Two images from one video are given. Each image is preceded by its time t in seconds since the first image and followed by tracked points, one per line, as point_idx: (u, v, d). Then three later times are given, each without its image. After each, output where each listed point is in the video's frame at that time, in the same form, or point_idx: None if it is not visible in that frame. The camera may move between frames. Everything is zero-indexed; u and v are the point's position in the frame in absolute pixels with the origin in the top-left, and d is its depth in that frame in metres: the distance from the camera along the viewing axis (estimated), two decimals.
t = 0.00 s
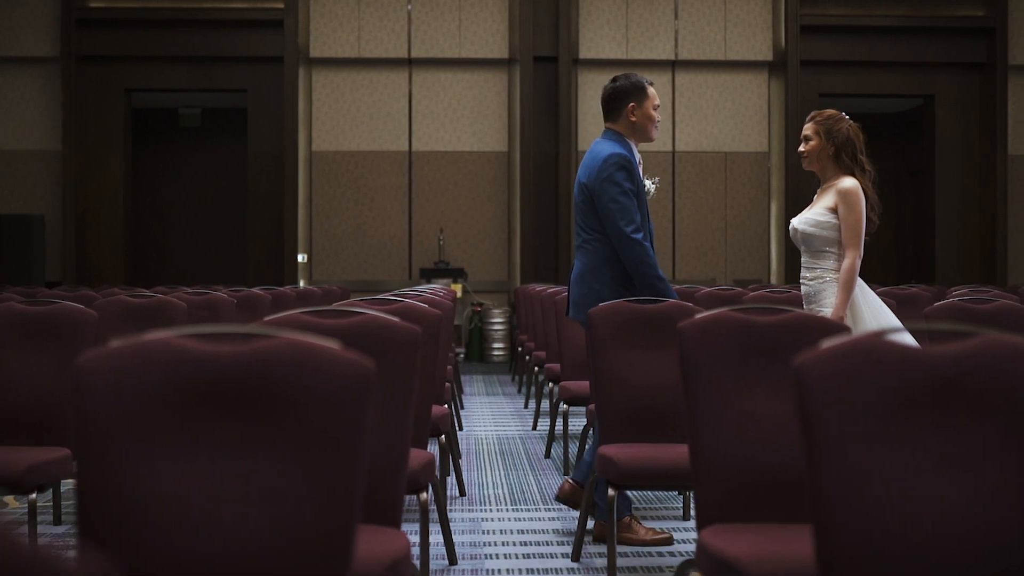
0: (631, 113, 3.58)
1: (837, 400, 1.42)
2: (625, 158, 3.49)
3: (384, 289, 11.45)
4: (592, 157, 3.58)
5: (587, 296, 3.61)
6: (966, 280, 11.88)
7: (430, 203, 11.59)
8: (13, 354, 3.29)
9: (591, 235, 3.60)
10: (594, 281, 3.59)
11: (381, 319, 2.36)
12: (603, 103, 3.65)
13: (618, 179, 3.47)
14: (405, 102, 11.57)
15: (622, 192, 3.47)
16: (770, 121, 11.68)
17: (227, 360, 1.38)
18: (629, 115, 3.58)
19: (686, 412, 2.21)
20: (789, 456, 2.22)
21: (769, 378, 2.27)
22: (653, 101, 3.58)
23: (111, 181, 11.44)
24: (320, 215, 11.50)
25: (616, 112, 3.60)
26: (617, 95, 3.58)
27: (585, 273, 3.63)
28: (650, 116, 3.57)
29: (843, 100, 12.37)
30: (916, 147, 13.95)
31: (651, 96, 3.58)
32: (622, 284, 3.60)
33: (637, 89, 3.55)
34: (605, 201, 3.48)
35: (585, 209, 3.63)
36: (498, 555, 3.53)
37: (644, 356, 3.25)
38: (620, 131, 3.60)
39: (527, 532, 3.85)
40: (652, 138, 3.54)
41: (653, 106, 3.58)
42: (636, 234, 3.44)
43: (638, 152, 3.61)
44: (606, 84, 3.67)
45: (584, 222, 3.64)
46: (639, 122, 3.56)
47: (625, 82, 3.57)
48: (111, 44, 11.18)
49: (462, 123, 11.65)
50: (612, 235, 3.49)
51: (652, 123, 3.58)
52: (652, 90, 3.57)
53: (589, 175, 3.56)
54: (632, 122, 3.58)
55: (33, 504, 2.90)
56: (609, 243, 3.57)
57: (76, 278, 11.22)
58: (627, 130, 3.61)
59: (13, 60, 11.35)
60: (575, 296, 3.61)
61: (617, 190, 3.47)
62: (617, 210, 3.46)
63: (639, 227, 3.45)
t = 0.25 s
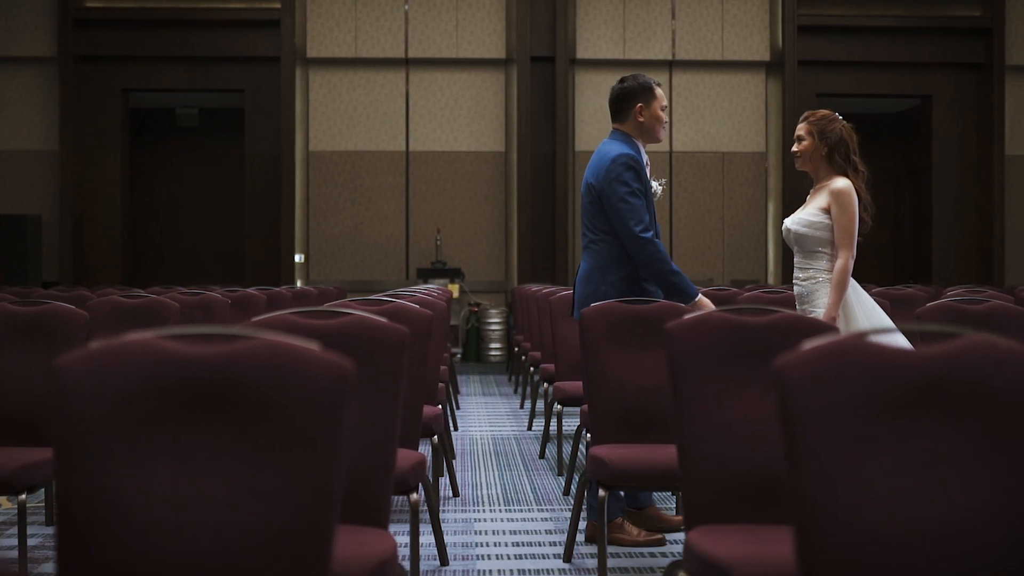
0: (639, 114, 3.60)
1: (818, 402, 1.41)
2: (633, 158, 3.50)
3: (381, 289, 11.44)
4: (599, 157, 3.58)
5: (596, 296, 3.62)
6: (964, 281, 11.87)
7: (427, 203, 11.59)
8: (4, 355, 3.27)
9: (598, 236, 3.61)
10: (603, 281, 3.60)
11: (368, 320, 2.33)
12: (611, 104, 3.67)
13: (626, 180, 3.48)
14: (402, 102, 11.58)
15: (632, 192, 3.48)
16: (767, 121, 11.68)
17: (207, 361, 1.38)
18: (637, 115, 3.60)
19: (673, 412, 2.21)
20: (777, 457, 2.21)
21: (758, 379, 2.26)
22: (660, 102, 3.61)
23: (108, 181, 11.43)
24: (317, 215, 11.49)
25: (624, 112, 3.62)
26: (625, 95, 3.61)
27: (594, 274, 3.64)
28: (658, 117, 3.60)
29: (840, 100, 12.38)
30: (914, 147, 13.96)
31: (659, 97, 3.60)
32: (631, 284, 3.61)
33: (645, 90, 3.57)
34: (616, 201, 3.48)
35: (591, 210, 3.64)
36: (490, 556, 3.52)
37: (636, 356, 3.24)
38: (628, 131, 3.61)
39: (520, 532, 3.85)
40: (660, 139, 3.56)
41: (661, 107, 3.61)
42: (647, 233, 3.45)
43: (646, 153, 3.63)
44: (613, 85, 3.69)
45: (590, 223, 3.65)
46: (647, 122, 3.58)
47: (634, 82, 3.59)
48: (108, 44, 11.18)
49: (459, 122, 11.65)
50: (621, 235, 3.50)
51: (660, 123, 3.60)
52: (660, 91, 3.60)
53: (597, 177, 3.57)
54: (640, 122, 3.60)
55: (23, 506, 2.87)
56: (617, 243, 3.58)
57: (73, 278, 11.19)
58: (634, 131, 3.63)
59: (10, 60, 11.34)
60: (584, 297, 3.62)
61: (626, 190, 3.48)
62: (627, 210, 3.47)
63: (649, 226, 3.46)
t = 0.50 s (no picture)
0: (648, 116, 3.60)
1: (800, 403, 1.40)
2: (643, 159, 3.51)
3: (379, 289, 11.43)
4: (607, 159, 3.58)
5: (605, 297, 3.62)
6: (963, 281, 11.86)
7: (425, 203, 11.59)
8: None
9: (607, 237, 3.61)
10: (613, 282, 3.60)
11: (356, 321, 2.27)
12: (619, 105, 3.66)
13: (636, 181, 3.49)
14: (401, 102, 11.58)
15: (641, 192, 3.49)
16: (766, 121, 11.68)
17: (186, 360, 1.38)
18: (646, 117, 3.60)
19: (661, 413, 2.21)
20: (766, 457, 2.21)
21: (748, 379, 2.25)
22: (669, 103, 3.60)
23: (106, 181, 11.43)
24: (315, 214, 11.48)
25: (632, 114, 3.62)
26: (634, 97, 3.60)
27: (602, 274, 3.63)
28: (667, 119, 3.59)
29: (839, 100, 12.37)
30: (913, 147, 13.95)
31: (667, 99, 3.59)
32: (640, 284, 3.61)
33: (653, 92, 3.57)
34: (626, 202, 3.48)
35: (599, 212, 3.63)
36: (483, 556, 3.52)
37: (628, 357, 3.22)
38: (636, 134, 3.61)
39: (514, 532, 3.84)
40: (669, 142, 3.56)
41: (670, 109, 3.60)
42: (658, 233, 3.45)
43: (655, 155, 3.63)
44: (622, 86, 3.68)
45: (598, 224, 3.65)
46: (656, 125, 3.58)
47: (642, 84, 3.58)
48: (107, 43, 11.18)
49: (457, 122, 11.65)
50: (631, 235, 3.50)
51: (669, 125, 3.60)
52: (669, 93, 3.59)
53: (605, 177, 3.56)
54: (649, 124, 3.60)
55: (14, 506, 2.85)
56: (627, 244, 3.58)
57: (71, 278, 11.19)
58: (643, 133, 3.63)
59: (9, 60, 11.33)
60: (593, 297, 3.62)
61: (636, 191, 3.48)
62: (638, 209, 3.47)
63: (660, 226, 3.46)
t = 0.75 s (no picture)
0: (654, 118, 3.60)
1: (782, 405, 1.40)
2: (650, 160, 3.52)
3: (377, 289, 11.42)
4: (614, 161, 3.59)
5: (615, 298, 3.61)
6: (960, 280, 11.85)
7: (423, 203, 11.59)
8: None
9: (615, 239, 3.60)
10: (623, 283, 3.59)
11: (346, 320, 2.27)
12: (625, 107, 3.67)
13: (644, 182, 3.49)
14: (398, 101, 11.57)
15: (649, 193, 3.49)
16: (764, 121, 11.67)
17: (166, 361, 1.38)
18: (651, 119, 3.60)
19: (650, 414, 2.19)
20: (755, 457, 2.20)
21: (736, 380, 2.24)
22: (675, 106, 3.61)
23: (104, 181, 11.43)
24: (312, 214, 11.47)
25: (638, 116, 3.63)
26: (640, 99, 3.61)
27: (612, 276, 3.63)
28: (673, 122, 3.60)
29: (837, 99, 12.36)
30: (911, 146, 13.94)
31: (673, 103, 3.60)
32: (650, 285, 3.60)
33: (659, 94, 3.58)
34: (634, 203, 3.49)
35: (607, 215, 3.63)
36: (475, 556, 3.51)
37: (620, 357, 3.22)
38: (643, 136, 3.62)
39: (507, 533, 3.84)
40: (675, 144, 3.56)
41: (676, 112, 3.61)
42: (667, 232, 3.45)
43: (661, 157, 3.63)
44: (629, 89, 3.69)
45: (605, 226, 3.65)
46: (662, 127, 3.58)
47: (648, 87, 3.59)
48: (104, 43, 11.17)
49: (455, 122, 11.64)
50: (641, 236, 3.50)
51: (675, 128, 3.61)
52: (675, 96, 3.60)
53: (613, 180, 3.57)
54: (655, 127, 3.60)
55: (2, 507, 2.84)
56: (636, 245, 3.58)
57: (69, 278, 11.19)
58: (650, 135, 3.63)
59: (6, 59, 11.32)
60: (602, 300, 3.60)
61: (644, 191, 3.49)
62: (647, 209, 3.47)
63: (669, 225, 3.46)
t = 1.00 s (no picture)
0: (660, 118, 3.60)
1: (765, 407, 1.39)
2: (656, 160, 3.53)
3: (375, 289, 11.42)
4: (620, 162, 3.60)
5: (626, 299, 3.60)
6: (958, 281, 11.85)
7: (421, 203, 11.59)
8: None
9: (624, 240, 3.61)
10: (633, 283, 3.59)
11: (333, 322, 2.27)
12: (632, 109, 3.67)
13: (652, 181, 3.51)
14: (397, 101, 11.58)
15: (656, 191, 3.51)
16: (763, 121, 11.67)
17: (148, 362, 1.38)
18: (657, 120, 3.61)
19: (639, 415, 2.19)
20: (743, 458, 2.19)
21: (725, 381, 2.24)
22: (681, 105, 3.60)
23: (102, 181, 11.43)
24: (311, 215, 11.47)
25: (643, 117, 3.63)
26: (645, 100, 3.61)
27: (622, 277, 3.62)
28: (679, 121, 3.59)
29: (835, 99, 12.36)
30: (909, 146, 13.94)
31: (679, 102, 3.59)
32: (661, 284, 3.60)
33: (664, 94, 3.58)
34: (642, 202, 3.50)
35: (615, 216, 3.64)
36: (468, 557, 3.51)
37: (612, 358, 3.19)
38: (649, 136, 3.62)
39: (500, 534, 3.83)
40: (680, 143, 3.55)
41: (682, 111, 3.60)
42: (677, 230, 3.46)
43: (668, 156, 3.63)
44: (635, 90, 3.69)
45: (614, 227, 3.65)
46: (668, 127, 3.58)
47: (652, 88, 3.59)
48: (103, 44, 11.17)
49: (453, 122, 11.65)
50: (650, 235, 3.51)
51: (681, 128, 3.59)
52: (680, 96, 3.59)
53: (620, 180, 3.58)
54: (661, 127, 3.60)
55: None
56: (645, 245, 3.58)
57: (67, 278, 11.19)
58: (655, 135, 3.63)
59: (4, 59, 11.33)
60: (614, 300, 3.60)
61: (652, 190, 3.50)
62: (657, 208, 3.48)
63: (678, 223, 3.48)
